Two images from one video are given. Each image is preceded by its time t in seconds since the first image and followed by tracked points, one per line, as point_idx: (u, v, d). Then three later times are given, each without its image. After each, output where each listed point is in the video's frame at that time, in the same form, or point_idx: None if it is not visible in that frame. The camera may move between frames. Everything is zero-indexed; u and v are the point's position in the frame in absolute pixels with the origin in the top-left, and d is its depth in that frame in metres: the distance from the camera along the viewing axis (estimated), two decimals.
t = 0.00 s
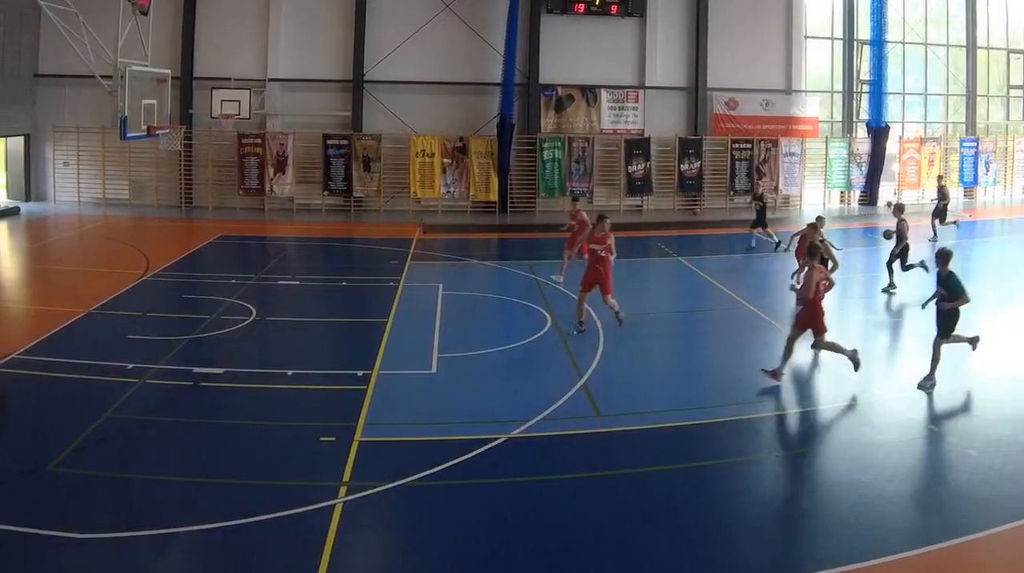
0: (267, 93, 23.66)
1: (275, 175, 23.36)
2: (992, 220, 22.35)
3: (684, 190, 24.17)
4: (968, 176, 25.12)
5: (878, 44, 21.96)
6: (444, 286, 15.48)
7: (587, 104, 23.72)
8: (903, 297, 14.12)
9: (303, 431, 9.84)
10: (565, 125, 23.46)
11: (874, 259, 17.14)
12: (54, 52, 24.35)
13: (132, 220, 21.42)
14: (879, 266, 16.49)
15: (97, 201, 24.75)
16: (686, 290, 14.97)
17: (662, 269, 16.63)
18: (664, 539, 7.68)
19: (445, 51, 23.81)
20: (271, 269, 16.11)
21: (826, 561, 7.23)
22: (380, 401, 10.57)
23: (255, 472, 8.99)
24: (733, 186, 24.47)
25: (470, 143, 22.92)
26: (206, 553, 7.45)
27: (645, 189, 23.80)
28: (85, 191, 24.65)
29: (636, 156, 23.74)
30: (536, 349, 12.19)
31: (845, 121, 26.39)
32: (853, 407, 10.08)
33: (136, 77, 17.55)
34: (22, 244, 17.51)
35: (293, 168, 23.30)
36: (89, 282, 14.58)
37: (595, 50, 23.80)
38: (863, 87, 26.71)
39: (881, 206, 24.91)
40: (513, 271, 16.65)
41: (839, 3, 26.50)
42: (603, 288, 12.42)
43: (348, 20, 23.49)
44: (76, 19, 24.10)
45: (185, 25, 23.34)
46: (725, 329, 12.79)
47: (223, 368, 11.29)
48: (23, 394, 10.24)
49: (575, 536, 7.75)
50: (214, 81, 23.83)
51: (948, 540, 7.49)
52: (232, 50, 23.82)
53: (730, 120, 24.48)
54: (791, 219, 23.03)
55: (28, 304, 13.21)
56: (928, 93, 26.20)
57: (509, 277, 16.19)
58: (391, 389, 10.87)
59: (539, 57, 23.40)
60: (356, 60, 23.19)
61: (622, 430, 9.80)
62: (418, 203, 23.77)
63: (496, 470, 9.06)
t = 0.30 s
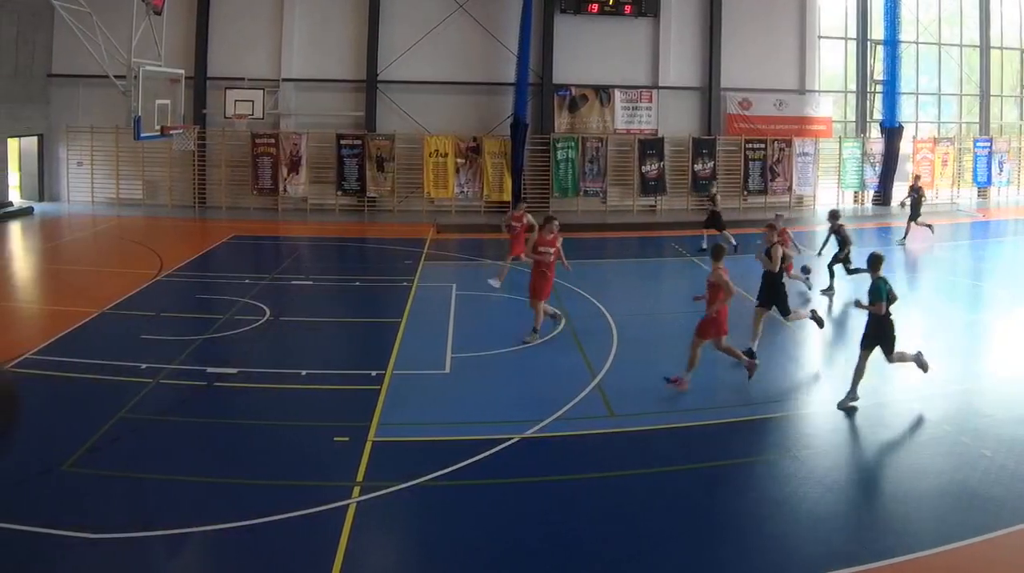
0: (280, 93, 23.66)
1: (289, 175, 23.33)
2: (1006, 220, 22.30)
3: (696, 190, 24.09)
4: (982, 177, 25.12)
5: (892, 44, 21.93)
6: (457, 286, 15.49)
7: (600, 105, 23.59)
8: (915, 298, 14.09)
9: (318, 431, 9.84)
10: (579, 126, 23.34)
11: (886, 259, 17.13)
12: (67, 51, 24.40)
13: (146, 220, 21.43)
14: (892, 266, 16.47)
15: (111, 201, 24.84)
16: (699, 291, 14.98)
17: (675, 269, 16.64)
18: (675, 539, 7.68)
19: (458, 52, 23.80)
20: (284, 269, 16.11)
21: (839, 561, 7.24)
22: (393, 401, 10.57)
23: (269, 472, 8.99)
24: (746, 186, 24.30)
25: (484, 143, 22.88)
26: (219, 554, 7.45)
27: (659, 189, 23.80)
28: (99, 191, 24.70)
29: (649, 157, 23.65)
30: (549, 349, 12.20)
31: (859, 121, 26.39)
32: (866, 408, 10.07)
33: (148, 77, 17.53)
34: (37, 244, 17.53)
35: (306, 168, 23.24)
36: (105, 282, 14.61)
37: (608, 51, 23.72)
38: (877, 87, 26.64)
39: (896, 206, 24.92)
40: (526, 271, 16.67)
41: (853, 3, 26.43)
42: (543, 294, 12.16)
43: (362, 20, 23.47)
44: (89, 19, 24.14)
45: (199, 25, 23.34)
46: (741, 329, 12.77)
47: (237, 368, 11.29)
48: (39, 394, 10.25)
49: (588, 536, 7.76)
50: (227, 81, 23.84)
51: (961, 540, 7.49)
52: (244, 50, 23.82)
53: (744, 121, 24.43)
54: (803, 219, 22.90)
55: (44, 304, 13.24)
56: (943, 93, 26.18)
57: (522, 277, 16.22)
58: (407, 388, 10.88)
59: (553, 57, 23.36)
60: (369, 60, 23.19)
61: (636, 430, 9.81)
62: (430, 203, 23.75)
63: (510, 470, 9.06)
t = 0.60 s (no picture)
0: (295, 93, 23.67)
1: (303, 175, 23.33)
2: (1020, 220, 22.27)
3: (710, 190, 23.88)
4: (995, 177, 25.13)
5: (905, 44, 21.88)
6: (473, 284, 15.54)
7: (615, 104, 23.64)
8: (929, 298, 14.07)
9: (332, 431, 9.84)
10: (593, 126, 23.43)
11: (898, 259, 17.13)
12: (80, 51, 24.46)
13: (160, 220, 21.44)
14: (905, 266, 16.46)
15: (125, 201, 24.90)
16: (711, 291, 14.99)
17: (688, 269, 16.64)
18: (688, 539, 7.68)
19: (472, 51, 23.78)
20: (297, 269, 16.11)
21: (852, 561, 7.25)
22: (406, 400, 10.58)
23: (282, 473, 8.98)
24: (760, 186, 24.13)
25: (498, 143, 22.77)
26: (233, 554, 7.45)
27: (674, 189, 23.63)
28: (111, 191, 24.73)
29: (663, 157, 23.54)
30: (564, 349, 12.21)
31: (873, 121, 26.26)
32: (881, 407, 10.08)
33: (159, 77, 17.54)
34: (51, 244, 17.54)
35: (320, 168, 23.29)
36: (119, 282, 14.62)
37: (621, 51, 23.70)
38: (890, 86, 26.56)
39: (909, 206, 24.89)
40: (540, 271, 16.67)
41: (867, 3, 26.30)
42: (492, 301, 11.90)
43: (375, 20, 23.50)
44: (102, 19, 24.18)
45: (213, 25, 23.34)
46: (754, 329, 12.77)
47: (250, 369, 11.29)
48: (53, 393, 10.27)
49: (602, 536, 7.75)
50: (241, 81, 23.85)
51: (975, 540, 7.49)
52: (256, 50, 23.84)
53: (758, 121, 24.36)
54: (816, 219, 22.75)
55: (58, 304, 13.25)
56: (957, 94, 26.21)
57: (537, 276, 16.24)
58: (422, 388, 10.89)
59: (566, 56, 23.33)
60: (383, 60, 23.18)
61: (650, 431, 9.81)
62: (444, 203, 23.66)
63: (524, 469, 9.06)
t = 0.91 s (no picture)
0: (308, 93, 23.67)
1: (316, 176, 23.19)
2: None
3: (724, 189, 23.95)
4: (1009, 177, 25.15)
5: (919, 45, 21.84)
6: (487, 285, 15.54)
7: (628, 104, 23.67)
8: (943, 298, 14.06)
9: (345, 431, 9.85)
10: (606, 125, 23.45)
11: (911, 259, 17.11)
12: (93, 50, 24.43)
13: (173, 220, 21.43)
14: (918, 266, 16.45)
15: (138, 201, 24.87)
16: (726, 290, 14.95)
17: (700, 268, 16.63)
18: (700, 539, 7.68)
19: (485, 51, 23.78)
20: (310, 269, 16.11)
21: (864, 561, 7.25)
22: (420, 401, 10.57)
23: (296, 473, 8.98)
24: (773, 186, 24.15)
25: (512, 142, 22.73)
26: (247, 553, 7.46)
27: (687, 188, 23.72)
28: (125, 191, 24.72)
29: (676, 157, 23.55)
30: (577, 349, 12.20)
31: (885, 121, 26.17)
32: (894, 407, 10.07)
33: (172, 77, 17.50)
34: (64, 244, 17.54)
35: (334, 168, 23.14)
36: (132, 282, 14.61)
37: (634, 51, 23.69)
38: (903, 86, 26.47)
39: (922, 206, 24.86)
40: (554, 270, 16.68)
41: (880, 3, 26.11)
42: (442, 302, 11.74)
43: (389, 20, 23.52)
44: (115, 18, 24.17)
45: (227, 25, 23.33)
46: (766, 329, 12.75)
47: (263, 369, 11.29)
48: (67, 393, 10.27)
49: (616, 537, 7.75)
50: (254, 81, 23.86)
51: (988, 540, 7.50)
52: (269, 50, 23.83)
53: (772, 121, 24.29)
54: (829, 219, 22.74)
55: (71, 304, 13.25)
56: (970, 94, 26.25)
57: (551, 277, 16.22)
58: (437, 389, 10.88)
59: (581, 56, 23.32)
60: (397, 60, 23.18)
61: (662, 431, 9.81)
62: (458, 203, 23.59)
63: (538, 470, 9.05)
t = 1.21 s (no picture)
0: (322, 93, 23.68)
1: (329, 175, 23.30)
2: None
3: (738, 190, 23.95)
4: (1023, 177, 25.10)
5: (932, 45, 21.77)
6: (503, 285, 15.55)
7: (641, 105, 23.57)
8: (957, 298, 14.06)
9: (359, 431, 9.85)
10: (620, 125, 23.35)
11: (924, 259, 17.11)
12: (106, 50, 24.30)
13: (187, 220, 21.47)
14: (932, 266, 16.45)
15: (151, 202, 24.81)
16: (739, 290, 14.95)
17: (712, 268, 16.65)
18: (713, 539, 7.68)
19: (498, 51, 23.79)
20: (323, 269, 16.12)
21: (877, 561, 7.24)
22: (436, 401, 10.57)
23: (310, 473, 8.98)
24: (787, 186, 24.19)
25: (525, 142, 22.80)
26: (260, 553, 7.46)
27: (701, 188, 23.60)
28: (139, 192, 24.70)
29: (690, 157, 23.46)
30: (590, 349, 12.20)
31: (899, 121, 26.00)
32: (908, 407, 10.06)
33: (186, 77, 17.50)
34: (78, 244, 17.57)
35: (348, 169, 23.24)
36: (146, 282, 14.61)
37: (647, 52, 23.65)
38: (916, 86, 26.35)
39: (937, 206, 24.82)
40: (569, 271, 16.69)
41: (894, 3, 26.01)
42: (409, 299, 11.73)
43: (403, 20, 23.50)
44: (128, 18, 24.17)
45: (240, 25, 23.33)
46: (780, 329, 12.74)
47: (276, 369, 11.29)
48: (80, 392, 10.28)
49: (630, 536, 7.75)
50: (268, 82, 23.85)
51: (1003, 541, 7.49)
52: (281, 50, 23.83)
53: (786, 121, 24.21)
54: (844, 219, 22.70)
55: (85, 304, 13.25)
56: (982, 93, 26.20)
57: (564, 277, 16.24)
58: (451, 388, 10.90)
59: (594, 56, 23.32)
60: (410, 61, 23.20)
61: (676, 431, 9.81)
62: (471, 203, 23.68)
63: (552, 470, 9.05)
